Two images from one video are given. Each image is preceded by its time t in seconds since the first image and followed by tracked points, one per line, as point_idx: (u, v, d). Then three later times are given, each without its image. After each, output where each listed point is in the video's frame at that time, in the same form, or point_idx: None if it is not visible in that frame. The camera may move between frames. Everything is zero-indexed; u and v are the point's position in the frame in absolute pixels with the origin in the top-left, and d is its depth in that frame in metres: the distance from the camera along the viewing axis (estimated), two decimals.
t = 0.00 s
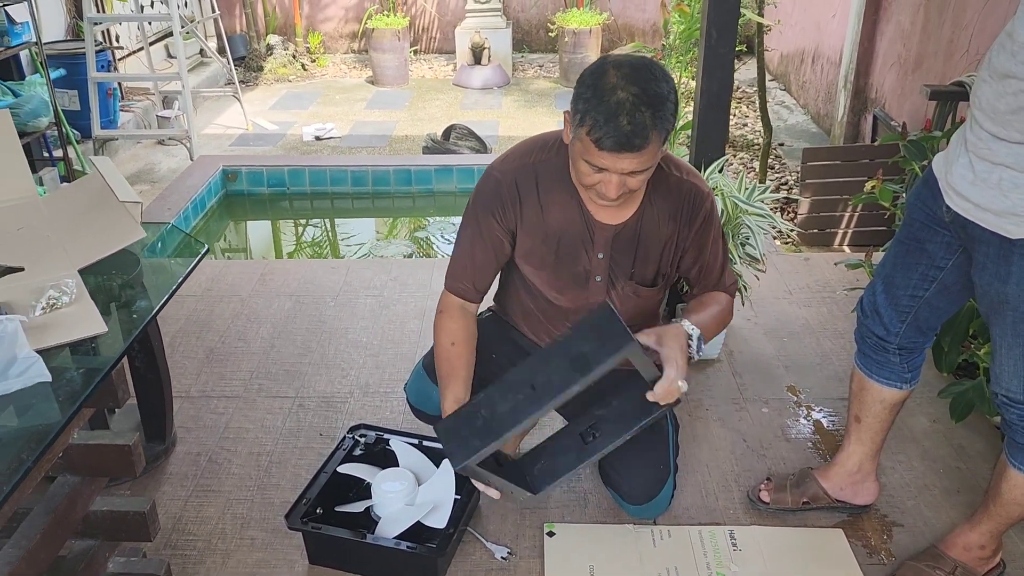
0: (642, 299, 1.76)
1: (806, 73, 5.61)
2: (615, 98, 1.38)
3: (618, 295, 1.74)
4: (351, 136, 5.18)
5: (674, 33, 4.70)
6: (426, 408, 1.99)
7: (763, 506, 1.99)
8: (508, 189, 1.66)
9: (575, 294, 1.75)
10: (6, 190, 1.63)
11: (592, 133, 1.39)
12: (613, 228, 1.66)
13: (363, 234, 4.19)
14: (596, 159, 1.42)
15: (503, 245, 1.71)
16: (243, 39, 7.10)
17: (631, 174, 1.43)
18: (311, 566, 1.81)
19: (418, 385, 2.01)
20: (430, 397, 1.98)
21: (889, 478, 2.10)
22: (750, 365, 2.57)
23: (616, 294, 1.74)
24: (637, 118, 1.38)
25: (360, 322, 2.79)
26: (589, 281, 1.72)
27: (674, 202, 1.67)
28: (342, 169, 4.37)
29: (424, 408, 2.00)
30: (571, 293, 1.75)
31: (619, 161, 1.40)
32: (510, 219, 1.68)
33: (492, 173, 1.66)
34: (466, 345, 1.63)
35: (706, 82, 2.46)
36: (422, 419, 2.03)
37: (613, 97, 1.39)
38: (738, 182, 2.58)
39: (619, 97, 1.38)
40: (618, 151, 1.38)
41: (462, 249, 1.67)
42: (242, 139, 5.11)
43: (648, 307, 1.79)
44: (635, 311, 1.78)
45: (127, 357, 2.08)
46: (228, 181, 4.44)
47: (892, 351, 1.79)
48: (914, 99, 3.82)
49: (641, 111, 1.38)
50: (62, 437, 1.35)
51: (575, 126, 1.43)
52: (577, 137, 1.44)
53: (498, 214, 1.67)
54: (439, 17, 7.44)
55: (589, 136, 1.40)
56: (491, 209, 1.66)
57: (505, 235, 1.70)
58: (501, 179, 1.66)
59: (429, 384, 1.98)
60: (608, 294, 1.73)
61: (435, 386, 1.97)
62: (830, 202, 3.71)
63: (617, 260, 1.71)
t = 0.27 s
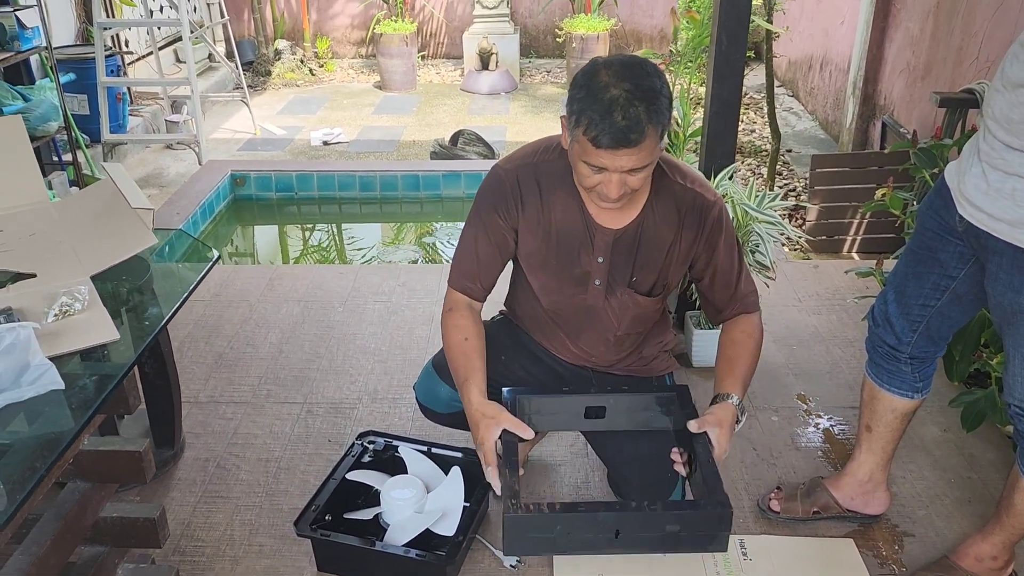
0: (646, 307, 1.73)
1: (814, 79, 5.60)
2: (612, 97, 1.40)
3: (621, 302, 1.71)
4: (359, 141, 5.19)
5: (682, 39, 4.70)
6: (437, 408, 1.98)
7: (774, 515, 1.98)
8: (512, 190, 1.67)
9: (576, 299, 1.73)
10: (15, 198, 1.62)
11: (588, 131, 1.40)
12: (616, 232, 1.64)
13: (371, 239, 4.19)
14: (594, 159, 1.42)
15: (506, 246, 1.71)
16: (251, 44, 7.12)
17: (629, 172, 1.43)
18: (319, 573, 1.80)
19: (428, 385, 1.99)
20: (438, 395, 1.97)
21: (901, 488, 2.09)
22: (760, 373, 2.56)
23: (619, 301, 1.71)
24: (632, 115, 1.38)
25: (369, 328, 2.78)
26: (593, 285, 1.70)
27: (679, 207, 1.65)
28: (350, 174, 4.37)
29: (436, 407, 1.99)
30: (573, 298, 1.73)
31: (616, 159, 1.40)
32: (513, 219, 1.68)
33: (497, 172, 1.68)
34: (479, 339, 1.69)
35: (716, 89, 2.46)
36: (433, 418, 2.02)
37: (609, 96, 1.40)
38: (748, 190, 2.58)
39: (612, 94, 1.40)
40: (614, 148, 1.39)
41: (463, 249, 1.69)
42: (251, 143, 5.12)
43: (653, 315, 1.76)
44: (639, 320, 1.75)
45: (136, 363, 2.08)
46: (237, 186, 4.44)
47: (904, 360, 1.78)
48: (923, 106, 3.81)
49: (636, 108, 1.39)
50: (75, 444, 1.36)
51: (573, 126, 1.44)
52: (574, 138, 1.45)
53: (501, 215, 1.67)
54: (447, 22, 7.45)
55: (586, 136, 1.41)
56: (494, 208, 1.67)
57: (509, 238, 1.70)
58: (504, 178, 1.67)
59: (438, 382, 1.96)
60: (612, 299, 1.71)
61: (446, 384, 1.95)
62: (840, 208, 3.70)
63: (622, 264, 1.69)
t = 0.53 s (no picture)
0: (652, 313, 1.71)
1: (818, 87, 5.60)
2: (616, 93, 1.40)
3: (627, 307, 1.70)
4: (362, 148, 5.19)
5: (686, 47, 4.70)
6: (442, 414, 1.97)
7: (779, 525, 1.97)
8: (516, 192, 1.66)
9: (581, 304, 1.72)
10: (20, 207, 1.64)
11: (592, 127, 1.39)
12: (620, 235, 1.64)
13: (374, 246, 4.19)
14: (598, 157, 1.42)
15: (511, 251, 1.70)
16: (254, 51, 7.13)
17: (633, 171, 1.42)
18: None
19: (433, 391, 1.98)
20: (444, 401, 1.96)
21: (906, 498, 2.08)
22: (764, 381, 2.55)
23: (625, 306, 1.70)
24: (636, 112, 1.38)
25: (372, 335, 2.78)
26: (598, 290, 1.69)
27: (684, 211, 1.64)
28: (353, 181, 4.37)
29: (441, 413, 1.98)
30: (578, 303, 1.72)
31: (620, 155, 1.40)
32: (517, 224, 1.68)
33: (502, 176, 1.68)
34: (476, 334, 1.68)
35: (721, 97, 2.46)
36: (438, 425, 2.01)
37: (614, 93, 1.40)
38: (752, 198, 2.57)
39: (618, 91, 1.40)
40: (618, 146, 1.39)
41: (467, 254, 1.68)
42: (254, 150, 5.12)
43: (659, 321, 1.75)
44: (645, 325, 1.74)
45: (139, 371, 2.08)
46: (240, 193, 4.44)
47: (910, 369, 1.77)
48: (927, 114, 3.81)
49: (640, 105, 1.39)
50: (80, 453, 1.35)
51: (577, 123, 1.45)
52: (580, 137, 1.45)
53: (506, 219, 1.67)
54: (450, 29, 7.47)
55: (591, 133, 1.41)
56: (499, 213, 1.66)
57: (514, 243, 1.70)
58: (509, 183, 1.66)
59: (443, 389, 1.96)
60: (617, 304, 1.70)
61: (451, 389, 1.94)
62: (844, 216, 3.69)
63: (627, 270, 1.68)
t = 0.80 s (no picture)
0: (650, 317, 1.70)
1: (815, 95, 5.61)
2: (614, 89, 1.41)
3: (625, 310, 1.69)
4: (360, 156, 5.19)
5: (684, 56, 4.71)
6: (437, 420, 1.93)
7: (777, 537, 1.96)
8: (514, 192, 1.67)
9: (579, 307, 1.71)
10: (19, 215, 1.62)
11: (591, 121, 1.40)
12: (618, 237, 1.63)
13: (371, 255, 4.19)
14: (593, 149, 1.43)
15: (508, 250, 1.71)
16: (253, 60, 7.15)
17: (628, 167, 1.42)
18: None
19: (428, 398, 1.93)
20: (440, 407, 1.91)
21: (904, 510, 2.07)
22: (762, 392, 2.54)
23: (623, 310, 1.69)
24: (632, 107, 1.39)
25: (369, 345, 2.77)
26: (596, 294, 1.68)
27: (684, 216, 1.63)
28: (351, 190, 4.37)
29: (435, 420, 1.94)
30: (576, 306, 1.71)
31: (615, 151, 1.40)
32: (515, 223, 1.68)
33: (501, 177, 1.69)
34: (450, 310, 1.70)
35: (718, 108, 2.46)
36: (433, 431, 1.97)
37: (613, 88, 1.41)
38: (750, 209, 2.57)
39: (619, 87, 1.41)
40: (612, 139, 1.39)
41: (464, 249, 1.70)
42: (252, 159, 5.13)
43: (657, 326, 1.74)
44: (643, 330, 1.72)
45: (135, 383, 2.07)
46: (238, 202, 4.44)
47: (907, 381, 1.77)
48: (924, 123, 3.82)
49: (637, 101, 1.39)
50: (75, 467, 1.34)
51: (575, 119, 1.45)
52: (578, 129, 1.45)
53: (502, 218, 1.68)
54: (448, 38, 7.49)
55: (588, 125, 1.42)
56: (497, 212, 1.67)
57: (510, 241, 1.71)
58: (509, 184, 1.67)
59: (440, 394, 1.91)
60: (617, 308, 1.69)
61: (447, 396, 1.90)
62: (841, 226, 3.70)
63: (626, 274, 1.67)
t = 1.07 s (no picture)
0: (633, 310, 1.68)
1: (810, 105, 5.63)
2: (609, 53, 1.54)
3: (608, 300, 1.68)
4: (356, 166, 5.19)
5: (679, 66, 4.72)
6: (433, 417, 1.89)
7: (771, 550, 1.95)
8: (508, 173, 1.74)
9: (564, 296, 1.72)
10: (10, 229, 1.63)
11: (585, 77, 1.55)
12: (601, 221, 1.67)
13: (367, 265, 4.19)
14: (583, 101, 1.55)
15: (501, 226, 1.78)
16: (249, 69, 7.15)
17: (612, 119, 1.54)
18: None
19: (426, 399, 1.89)
20: (437, 407, 1.87)
21: (899, 522, 2.06)
22: (757, 403, 2.54)
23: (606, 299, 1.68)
24: (621, 64, 1.53)
25: (363, 357, 2.77)
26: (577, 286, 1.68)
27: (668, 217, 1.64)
28: (346, 200, 4.37)
29: (431, 418, 1.89)
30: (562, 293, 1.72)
31: (601, 100, 1.53)
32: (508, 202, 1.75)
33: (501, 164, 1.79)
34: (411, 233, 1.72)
35: (711, 120, 2.46)
36: (428, 431, 1.93)
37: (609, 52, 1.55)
38: (744, 219, 2.58)
39: (613, 47, 1.56)
40: (601, 87, 1.52)
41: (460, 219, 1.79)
42: (247, 168, 5.12)
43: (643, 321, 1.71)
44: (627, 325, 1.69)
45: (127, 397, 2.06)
46: (233, 212, 4.44)
47: (900, 394, 1.76)
48: (918, 133, 3.82)
49: (626, 63, 1.53)
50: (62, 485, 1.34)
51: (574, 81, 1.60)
52: (575, 88, 1.59)
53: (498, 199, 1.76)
54: (445, 48, 7.50)
55: (582, 80, 1.56)
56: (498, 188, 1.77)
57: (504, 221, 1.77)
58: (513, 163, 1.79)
59: (437, 395, 1.87)
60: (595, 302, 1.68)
61: (445, 395, 1.85)
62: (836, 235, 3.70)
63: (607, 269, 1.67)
